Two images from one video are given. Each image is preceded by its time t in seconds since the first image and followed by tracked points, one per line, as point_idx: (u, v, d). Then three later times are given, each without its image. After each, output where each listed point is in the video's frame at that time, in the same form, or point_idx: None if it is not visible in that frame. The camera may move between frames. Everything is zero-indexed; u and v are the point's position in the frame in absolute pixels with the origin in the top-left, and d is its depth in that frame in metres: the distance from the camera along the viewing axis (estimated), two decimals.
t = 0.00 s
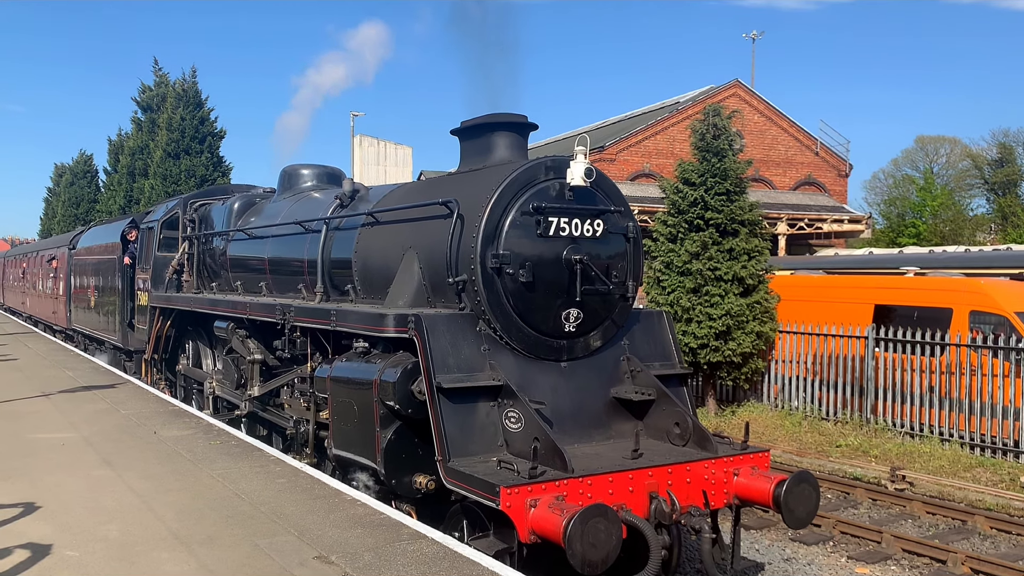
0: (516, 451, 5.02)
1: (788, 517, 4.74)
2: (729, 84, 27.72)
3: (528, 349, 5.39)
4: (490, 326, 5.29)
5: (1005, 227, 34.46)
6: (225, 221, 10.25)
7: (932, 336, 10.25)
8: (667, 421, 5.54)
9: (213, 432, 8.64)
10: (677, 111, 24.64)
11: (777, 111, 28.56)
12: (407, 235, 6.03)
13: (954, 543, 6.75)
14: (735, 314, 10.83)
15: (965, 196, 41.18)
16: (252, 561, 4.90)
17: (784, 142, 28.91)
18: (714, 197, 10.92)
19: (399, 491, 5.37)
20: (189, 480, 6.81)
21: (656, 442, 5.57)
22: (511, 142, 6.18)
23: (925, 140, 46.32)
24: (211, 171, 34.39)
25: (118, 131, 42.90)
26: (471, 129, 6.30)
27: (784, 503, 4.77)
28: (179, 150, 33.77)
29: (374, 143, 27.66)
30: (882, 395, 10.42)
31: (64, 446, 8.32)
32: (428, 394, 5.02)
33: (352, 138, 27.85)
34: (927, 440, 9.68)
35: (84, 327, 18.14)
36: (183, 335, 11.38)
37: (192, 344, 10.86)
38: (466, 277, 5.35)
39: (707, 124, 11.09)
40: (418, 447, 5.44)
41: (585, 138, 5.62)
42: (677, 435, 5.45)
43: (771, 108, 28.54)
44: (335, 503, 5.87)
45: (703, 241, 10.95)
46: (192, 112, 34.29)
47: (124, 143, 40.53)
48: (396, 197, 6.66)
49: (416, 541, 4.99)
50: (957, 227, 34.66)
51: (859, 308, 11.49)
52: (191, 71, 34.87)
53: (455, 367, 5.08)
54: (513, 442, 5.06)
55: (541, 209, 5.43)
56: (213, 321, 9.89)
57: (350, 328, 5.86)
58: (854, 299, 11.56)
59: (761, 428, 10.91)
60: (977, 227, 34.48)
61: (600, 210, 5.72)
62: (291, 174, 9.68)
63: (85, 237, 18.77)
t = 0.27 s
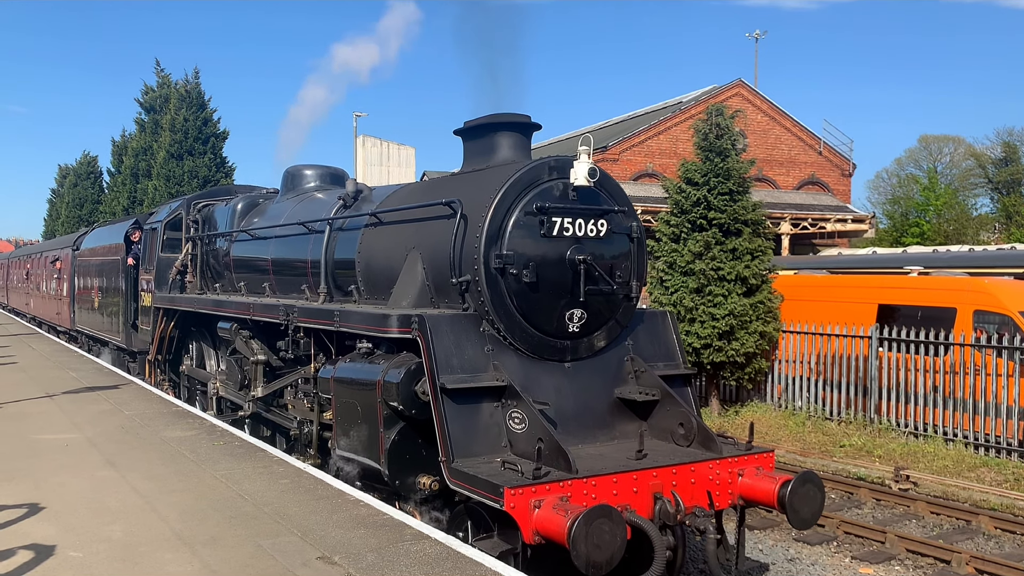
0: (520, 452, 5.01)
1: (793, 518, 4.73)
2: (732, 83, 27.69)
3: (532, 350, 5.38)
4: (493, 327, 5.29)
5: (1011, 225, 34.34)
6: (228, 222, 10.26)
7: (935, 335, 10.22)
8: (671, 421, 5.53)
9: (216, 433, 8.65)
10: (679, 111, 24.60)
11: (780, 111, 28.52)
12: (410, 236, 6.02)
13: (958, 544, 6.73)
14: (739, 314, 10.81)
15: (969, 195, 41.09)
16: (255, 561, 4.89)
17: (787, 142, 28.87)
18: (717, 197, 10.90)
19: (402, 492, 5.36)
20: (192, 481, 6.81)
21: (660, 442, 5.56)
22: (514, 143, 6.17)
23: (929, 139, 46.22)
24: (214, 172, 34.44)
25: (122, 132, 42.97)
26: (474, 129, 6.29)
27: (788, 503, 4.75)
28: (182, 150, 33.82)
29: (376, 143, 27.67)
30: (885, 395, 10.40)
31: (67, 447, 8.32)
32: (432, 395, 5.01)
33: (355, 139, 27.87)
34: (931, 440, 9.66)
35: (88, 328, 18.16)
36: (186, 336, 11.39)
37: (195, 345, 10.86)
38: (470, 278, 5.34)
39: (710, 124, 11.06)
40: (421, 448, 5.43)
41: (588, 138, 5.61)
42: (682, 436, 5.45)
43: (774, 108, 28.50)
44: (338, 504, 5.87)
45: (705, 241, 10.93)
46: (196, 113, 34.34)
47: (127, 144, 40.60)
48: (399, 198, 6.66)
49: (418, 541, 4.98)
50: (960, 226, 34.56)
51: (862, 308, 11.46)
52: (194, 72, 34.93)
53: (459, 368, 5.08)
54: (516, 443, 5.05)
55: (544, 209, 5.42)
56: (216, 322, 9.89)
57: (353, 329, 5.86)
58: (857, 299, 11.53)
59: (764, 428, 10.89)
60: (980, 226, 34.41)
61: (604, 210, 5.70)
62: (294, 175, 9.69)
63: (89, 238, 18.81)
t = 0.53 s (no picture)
0: (524, 453, 4.99)
1: (797, 519, 4.71)
2: (734, 83, 27.65)
3: (534, 350, 5.36)
4: (496, 327, 5.28)
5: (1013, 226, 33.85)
6: (231, 222, 10.26)
7: (938, 335, 10.20)
8: (674, 422, 5.54)
9: (219, 433, 8.64)
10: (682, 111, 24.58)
11: (782, 110, 28.48)
12: (413, 235, 6.01)
13: (961, 544, 6.71)
14: (741, 314, 10.79)
15: (971, 195, 41.01)
16: (257, 561, 4.88)
17: (789, 141, 28.83)
18: (719, 197, 10.88)
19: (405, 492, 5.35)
20: (194, 481, 6.80)
21: (663, 443, 5.54)
22: (517, 142, 6.16)
23: (931, 139, 46.14)
24: (216, 172, 34.45)
25: (124, 132, 42.97)
26: (477, 128, 6.28)
27: (793, 504, 4.73)
28: (185, 150, 33.83)
29: (378, 144, 27.68)
30: (888, 395, 10.37)
31: (70, 447, 8.32)
32: (435, 396, 5.00)
33: (357, 139, 27.86)
34: (933, 440, 9.63)
35: (91, 328, 18.17)
36: (188, 336, 11.38)
37: (197, 345, 10.86)
38: (473, 278, 5.33)
39: (712, 123, 11.04)
40: (424, 448, 5.42)
41: (591, 137, 5.59)
42: (686, 436, 5.45)
43: (776, 107, 28.46)
44: (339, 504, 5.86)
45: (707, 241, 10.91)
46: (198, 113, 34.35)
47: (130, 144, 40.63)
48: (402, 197, 6.65)
49: (420, 541, 4.97)
50: (962, 226, 34.13)
51: (864, 308, 11.44)
52: (197, 73, 34.95)
53: (462, 367, 5.06)
54: (519, 444, 5.03)
55: (548, 209, 5.40)
56: (219, 322, 9.89)
57: (355, 329, 5.84)
58: (859, 299, 11.51)
59: (767, 428, 10.86)
60: (983, 226, 34.35)
61: (607, 210, 5.68)
62: (297, 175, 9.69)
63: (91, 238, 18.82)
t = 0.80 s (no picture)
0: (525, 453, 4.98)
1: (800, 520, 4.69)
2: (734, 83, 27.64)
3: (536, 350, 5.34)
4: (497, 327, 5.26)
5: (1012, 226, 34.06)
6: (231, 222, 10.24)
7: (937, 335, 10.18)
8: (676, 422, 5.52)
9: (218, 433, 8.62)
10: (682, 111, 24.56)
11: (782, 110, 28.47)
12: (414, 235, 5.99)
13: (960, 544, 6.69)
14: (740, 314, 10.77)
15: (971, 195, 41.00)
16: (256, 561, 4.86)
17: (789, 141, 28.81)
18: (718, 197, 10.87)
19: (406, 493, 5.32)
20: (194, 481, 6.78)
21: (665, 444, 5.53)
22: (519, 142, 6.14)
23: (931, 139, 46.12)
24: (216, 172, 34.43)
25: (124, 132, 42.96)
26: (478, 128, 6.27)
27: (795, 505, 4.71)
28: (185, 150, 33.81)
29: (378, 144, 27.67)
30: (887, 395, 10.35)
31: (69, 447, 8.30)
32: (436, 396, 4.98)
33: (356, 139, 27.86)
34: (933, 440, 9.62)
35: (91, 328, 18.16)
36: (188, 336, 11.36)
37: (197, 345, 10.84)
38: (474, 278, 5.31)
39: (712, 123, 11.02)
40: (425, 449, 5.40)
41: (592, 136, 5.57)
42: (687, 437, 5.43)
43: (776, 107, 28.45)
44: (339, 504, 5.84)
45: (707, 241, 10.89)
46: (198, 113, 34.33)
47: (130, 144, 40.61)
48: (403, 197, 6.63)
49: (419, 541, 4.95)
50: (963, 226, 34.32)
51: (864, 308, 11.42)
52: (197, 73, 34.94)
53: (463, 368, 5.05)
54: (521, 444, 5.01)
55: (550, 209, 5.38)
56: (219, 322, 9.87)
57: (356, 329, 5.82)
58: (859, 299, 11.49)
59: (767, 428, 10.85)
60: (983, 226, 34.34)
61: (609, 210, 5.66)
62: (297, 175, 9.67)
63: (91, 238, 18.80)
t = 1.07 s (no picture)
0: (525, 454, 4.95)
1: (800, 521, 4.68)
2: (731, 84, 27.67)
3: (535, 351, 5.32)
4: (497, 328, 5.24)
5: (1009, 226, 34.95)
6: (228, 222, 10.21)
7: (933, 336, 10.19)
8: (676, 423, 5.50)
9: (215, 433, 8.59)
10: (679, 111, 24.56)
11: (779, 111, 28.49)
12: (413, 236, 5.97)
13: (956, 544, 6.69)
14: (737, 314, 10.76)
15: (967, 196, 41.08)
16: (253, 561, 4.84)
17: (786, 142, 28.83)
18: (715, 197, 10.86)
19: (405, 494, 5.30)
20: (190, 481, 6.75)
21: (665, 445, 5.51)
22: (518, 142, 6.12)
23: (927, 140, 46.20)
24: (213, 172, 34.36)
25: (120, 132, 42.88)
26: (477, 128, 6.25)
27: (795, 507, 4.70)
28: (181, 150, 33.76)
29: (375, 144, 27.64)
30: (883, 396, 10.35)
31: (65, 447, 8.27)
32: (435, 397, 4.96)
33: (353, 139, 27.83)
34: (929, 440, 9.63)
35: (87, 328, 18.10)
36: (186, 337, 11.32)
37: (194, 345, 10.81)
38: (473, 278, 5.29)
39: (709, 124, 11.01)
40: (424, 450, 5.37)
41: (592, 136, 5.56)
42: (687, 438, 5.41)
43: (773, 108, 28.47)
44: (336, 504, 5.81)
45: (704, 242, 10.88)
46: (194, 113, 34.25)
47: (126, 144, 40.51)
48: (402, 197, 6.60)
49: (416, 542, 4.93)
50: (959, 227, 34.54)
51: (860, 309, 11.42)
52: (193, 72, 34.87)
53: (462, 369, 5.03)
54: (520, 445, 4.99)
55: (549, 209, 5.37)
56: (216, 322, 9.83)
57: (355, 330, 5.80)
58: (855, 300, 11.49)
59: (763, 428, 10.85)
60: (979, 227, 34.40)
61: (609, 210, 5.65)
62: (295, 175, 9.65)
63: (87, 238, 18.75)
